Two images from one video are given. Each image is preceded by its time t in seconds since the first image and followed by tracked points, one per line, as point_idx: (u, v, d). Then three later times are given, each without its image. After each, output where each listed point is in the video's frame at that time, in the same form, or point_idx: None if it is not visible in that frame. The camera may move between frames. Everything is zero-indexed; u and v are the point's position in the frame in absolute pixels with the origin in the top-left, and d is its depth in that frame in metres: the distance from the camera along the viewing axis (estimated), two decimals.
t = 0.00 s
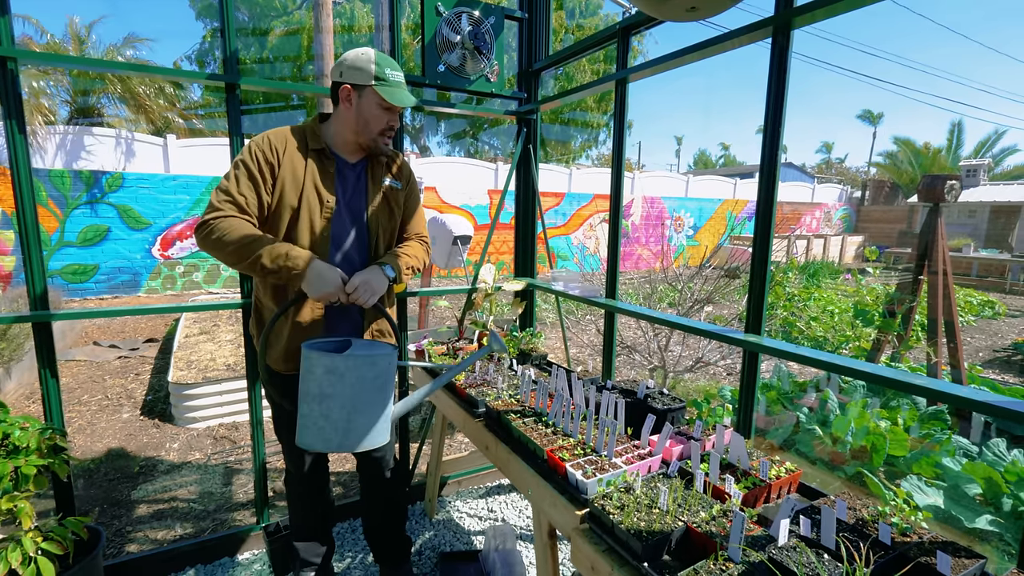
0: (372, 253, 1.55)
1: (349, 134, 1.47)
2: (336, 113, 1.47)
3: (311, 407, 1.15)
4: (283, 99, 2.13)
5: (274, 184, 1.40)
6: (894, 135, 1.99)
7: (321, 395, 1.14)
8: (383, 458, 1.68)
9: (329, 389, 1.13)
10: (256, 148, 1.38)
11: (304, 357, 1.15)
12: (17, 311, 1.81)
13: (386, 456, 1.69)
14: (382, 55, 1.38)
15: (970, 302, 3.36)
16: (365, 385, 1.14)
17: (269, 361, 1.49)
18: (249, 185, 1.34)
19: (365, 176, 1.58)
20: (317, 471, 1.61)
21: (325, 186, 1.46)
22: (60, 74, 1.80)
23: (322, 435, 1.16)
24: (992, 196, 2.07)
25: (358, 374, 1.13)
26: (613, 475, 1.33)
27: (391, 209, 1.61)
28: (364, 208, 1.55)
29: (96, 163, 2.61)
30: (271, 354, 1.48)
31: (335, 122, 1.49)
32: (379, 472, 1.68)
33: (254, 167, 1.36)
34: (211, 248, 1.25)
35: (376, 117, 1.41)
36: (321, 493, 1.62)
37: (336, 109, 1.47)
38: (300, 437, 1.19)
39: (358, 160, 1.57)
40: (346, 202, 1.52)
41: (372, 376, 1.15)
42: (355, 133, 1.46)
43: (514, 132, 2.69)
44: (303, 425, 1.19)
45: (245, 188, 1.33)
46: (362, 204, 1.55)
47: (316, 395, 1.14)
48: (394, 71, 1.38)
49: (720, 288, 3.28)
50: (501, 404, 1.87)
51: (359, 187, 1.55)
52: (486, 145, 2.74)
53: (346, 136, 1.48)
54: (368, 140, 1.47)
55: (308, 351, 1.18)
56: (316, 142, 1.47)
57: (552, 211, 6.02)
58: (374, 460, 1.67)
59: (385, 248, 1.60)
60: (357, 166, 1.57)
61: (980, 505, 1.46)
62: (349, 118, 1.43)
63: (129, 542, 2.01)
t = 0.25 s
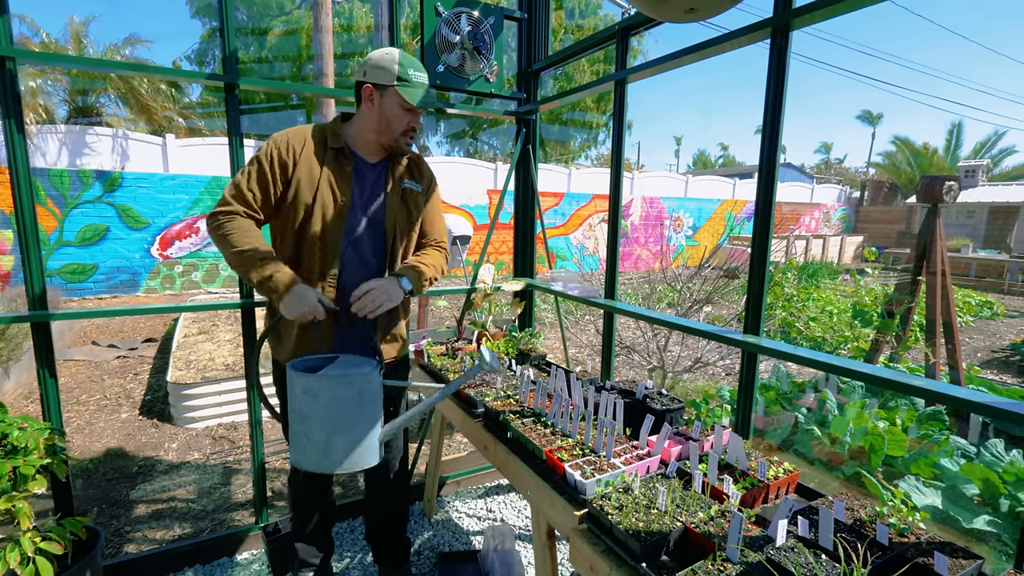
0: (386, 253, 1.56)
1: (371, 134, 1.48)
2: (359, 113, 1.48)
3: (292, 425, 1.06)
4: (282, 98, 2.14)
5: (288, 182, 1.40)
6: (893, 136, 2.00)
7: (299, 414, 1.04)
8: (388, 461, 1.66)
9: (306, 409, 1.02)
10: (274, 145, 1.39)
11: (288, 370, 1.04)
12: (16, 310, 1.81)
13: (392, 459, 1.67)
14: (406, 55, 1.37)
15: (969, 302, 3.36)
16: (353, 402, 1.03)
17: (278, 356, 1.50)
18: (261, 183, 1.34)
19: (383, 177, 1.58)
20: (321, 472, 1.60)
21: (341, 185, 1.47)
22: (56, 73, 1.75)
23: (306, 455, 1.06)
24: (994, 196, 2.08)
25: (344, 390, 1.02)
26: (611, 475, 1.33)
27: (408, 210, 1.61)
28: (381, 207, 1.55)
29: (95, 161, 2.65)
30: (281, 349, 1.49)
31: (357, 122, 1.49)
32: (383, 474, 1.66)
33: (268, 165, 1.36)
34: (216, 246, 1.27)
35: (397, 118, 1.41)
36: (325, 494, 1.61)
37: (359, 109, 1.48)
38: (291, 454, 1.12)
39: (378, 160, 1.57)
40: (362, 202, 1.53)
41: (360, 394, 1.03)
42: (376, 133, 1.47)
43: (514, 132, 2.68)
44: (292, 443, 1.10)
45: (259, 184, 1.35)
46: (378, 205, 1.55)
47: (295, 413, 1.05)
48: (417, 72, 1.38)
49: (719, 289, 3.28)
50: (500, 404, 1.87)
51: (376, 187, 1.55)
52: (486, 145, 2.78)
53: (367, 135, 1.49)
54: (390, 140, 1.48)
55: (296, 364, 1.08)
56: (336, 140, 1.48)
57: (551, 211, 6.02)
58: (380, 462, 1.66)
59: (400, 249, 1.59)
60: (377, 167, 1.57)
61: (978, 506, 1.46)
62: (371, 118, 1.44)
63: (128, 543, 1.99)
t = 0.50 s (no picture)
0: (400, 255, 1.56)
1: (389, 136, 1.47)
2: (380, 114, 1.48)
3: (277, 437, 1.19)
4: (283, 98, 2.14)
5: (306, 183, 1.43)
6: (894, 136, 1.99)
7: (279, 429, 1.16)
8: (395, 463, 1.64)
9: (283, 427, 1.14)
10: (296, 147, 1.44)
11: (270, 392, 1.15)
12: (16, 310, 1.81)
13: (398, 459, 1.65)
14: (429, 56, 1.38)
15: (969, 303, 3.36)
16: (324, 430, 1.10)
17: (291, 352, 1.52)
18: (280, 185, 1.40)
19: (401, 179, 1.57)
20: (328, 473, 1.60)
21: (357, 187, 1.47)
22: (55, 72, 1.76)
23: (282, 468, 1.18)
24: (995, 197, 2.05)
25: (315, 419, 1.10)
26: (611, 476, 1.33)
27: (425, 214, 1.59)
28: (397, 209, 1.55)
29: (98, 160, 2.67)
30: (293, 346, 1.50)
31: (378, 124, 1.49)
32: (389, 475, 1.65)
33: (288, 167, 1.41)
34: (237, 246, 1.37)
35: (415, 120, 1.41)
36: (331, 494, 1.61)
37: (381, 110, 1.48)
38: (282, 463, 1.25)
39: (397, 162, 1.56)
40: (378, 203, 1.53)
41: (331, 424, 1.10)
42: (395, 135, 1.46)
43: (514, 133, 2.71)
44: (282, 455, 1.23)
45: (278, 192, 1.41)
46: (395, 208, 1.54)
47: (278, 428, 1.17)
48: (438, 73, 1.38)
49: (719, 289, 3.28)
50: (500, 405, 1.87)
51: (393, 189, 1.55)
52: (486, 145, 2.80)
53: (386, 137, 1.48)
54: (407, 143, 1.47)
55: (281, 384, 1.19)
56: (354, 140, 1.48)
57: (551, 211, 6.02)
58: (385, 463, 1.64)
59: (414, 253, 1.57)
60: (396, 169, 1.56)
61: (978, 507, 1.46)
62: (390, 121, 1.44)
63: (128, 543, 1.99)
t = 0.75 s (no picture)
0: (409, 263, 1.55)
1: (408, 143, 1.47)
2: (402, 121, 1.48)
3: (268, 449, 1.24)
4: (283, 99, 2.14)
5: (325, 185, 1.47)
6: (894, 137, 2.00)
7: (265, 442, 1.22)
8: (397, 460, 1.65)
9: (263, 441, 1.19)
10: (319, 149, 1.48)
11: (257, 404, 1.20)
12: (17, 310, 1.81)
13: (401, 457, 1.66)
14: (450, 64, 1.38)
15: (970, 303, 3.36)
16: (285, 456, 1.09)
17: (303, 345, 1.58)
18: (302, 186, 1.45)
19: (417, 186, 1.56)
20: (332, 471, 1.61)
21: (371, 191, 1.48)
22: (55, 72, 1.81)
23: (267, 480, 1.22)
24: (995, 197, 2.05)
25: (283, 445, 1.09)
26: (613, 476, 1.33)
27: (439, 223, 1.57)
28: (410, 216, 1.54)
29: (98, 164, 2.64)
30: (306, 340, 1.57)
31: (399, 130, 1.50)
32: (393, 473, 1.65)
33: (310, 168, 1.46)
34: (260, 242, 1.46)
35: (433, 128, 1.40)
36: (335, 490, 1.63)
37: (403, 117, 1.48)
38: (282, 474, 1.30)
39: (415, 169, 1.55)
40: (392, 209, 1.54)
41: (292, 456, 1.08)
42: (413, 142, 1.46)
43: (514, 133, 2.71)
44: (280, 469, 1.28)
45: (300, 195, 1.46)
46: (408, 214, 1.54)
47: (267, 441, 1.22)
48: (456, 81, 1.37)
49: (720, 290, 3.28)
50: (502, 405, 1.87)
51: (407, 196, 1.55)
52: (486, 145, 2.81)
53: (405, 144, 1.48)
54: (425, 151, 1.46)
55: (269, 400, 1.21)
56: (374, 146, 1.49)
57: (552, 211, 6.02)
58: (388, 461, 1.64)
59: (423, 260, 1.56)
60: (413, 175, 1.56)
61: (979, 508, 1.46)
62: (409, 128, 1.44)
63: (129, 543, 2.03)
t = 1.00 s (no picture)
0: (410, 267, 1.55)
1: (416, 147, 1.47)
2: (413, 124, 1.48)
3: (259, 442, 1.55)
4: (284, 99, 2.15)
5: (332, 185, 1.48)
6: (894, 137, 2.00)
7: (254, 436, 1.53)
8: (398, 459, 1.65)
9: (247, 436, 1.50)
10: (331, 148, 1.50)
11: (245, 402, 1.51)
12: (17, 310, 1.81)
13: (401, 457, 1.65)
14: (462, 70, 1.36)
15: (970, 303, 3.36)
16: (245, 452, 1.39)
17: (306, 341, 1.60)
18: (312, 184, 1.48)
19: (424, 190, 1.55)
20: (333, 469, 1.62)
21: (376, 192, 1.48)
22: (57, 73, 1.80)
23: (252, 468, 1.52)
24: (994, 198, 2.07)
25: (245, 445, 1.39)
26: (613, 476, 1.33)
27: (445, 229, 1.55)
28: (413, 220, 1.54)
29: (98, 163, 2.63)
30: (309, 336, 1.58)
31: (410, 133, 1.49)
32: (394, 472, 1.66)
33: (320, 167, 1.48)
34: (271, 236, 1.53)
35: (440, 134, 1.39)
36: (335, 488, 1.63)
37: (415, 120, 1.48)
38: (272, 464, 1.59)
39: (423, 173, 1.54)
40: (397, 211, 1.53)
41: (249, 455, 1.39)
42: (421, 146, 1.45)
43: (515, 133, 2.71)
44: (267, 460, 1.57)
45: (309, 194, 1.48)
46: (413, 216, 1.53)
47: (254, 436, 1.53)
48: (466, 87, 1.35)
49: (720, 289, 3.28)
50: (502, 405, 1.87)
51: (413, 198, 1.54)
52: (486, 146, 2.81)
53: (414, 148, 1.47)
54: (432, 156, 1.45)
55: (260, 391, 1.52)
56: (383, 147, 1.49)
57: (552, 211, 6.02)
58: (389, 460, 1.65)
59: (425, 262, 1.55)
60: (421, 179, 1.55)
61: (980, 507, 1.46)
62: (418, 132, 1.44)
63: (130, 543, 2.04)
